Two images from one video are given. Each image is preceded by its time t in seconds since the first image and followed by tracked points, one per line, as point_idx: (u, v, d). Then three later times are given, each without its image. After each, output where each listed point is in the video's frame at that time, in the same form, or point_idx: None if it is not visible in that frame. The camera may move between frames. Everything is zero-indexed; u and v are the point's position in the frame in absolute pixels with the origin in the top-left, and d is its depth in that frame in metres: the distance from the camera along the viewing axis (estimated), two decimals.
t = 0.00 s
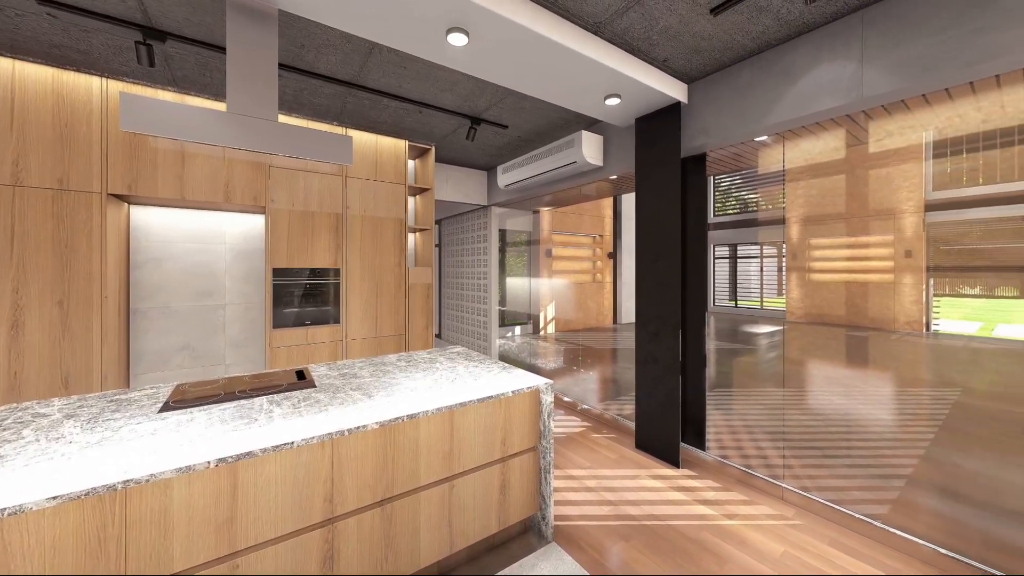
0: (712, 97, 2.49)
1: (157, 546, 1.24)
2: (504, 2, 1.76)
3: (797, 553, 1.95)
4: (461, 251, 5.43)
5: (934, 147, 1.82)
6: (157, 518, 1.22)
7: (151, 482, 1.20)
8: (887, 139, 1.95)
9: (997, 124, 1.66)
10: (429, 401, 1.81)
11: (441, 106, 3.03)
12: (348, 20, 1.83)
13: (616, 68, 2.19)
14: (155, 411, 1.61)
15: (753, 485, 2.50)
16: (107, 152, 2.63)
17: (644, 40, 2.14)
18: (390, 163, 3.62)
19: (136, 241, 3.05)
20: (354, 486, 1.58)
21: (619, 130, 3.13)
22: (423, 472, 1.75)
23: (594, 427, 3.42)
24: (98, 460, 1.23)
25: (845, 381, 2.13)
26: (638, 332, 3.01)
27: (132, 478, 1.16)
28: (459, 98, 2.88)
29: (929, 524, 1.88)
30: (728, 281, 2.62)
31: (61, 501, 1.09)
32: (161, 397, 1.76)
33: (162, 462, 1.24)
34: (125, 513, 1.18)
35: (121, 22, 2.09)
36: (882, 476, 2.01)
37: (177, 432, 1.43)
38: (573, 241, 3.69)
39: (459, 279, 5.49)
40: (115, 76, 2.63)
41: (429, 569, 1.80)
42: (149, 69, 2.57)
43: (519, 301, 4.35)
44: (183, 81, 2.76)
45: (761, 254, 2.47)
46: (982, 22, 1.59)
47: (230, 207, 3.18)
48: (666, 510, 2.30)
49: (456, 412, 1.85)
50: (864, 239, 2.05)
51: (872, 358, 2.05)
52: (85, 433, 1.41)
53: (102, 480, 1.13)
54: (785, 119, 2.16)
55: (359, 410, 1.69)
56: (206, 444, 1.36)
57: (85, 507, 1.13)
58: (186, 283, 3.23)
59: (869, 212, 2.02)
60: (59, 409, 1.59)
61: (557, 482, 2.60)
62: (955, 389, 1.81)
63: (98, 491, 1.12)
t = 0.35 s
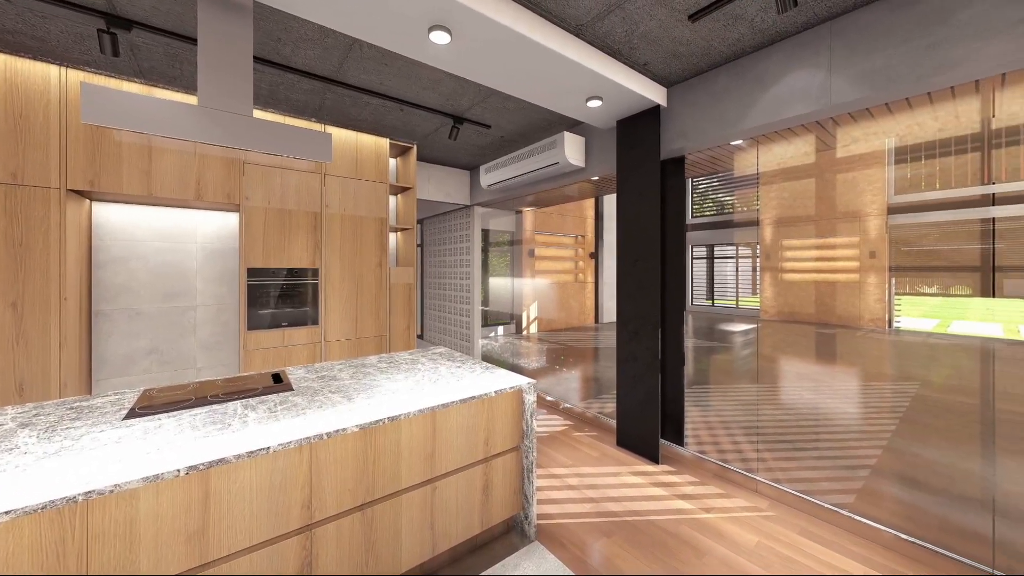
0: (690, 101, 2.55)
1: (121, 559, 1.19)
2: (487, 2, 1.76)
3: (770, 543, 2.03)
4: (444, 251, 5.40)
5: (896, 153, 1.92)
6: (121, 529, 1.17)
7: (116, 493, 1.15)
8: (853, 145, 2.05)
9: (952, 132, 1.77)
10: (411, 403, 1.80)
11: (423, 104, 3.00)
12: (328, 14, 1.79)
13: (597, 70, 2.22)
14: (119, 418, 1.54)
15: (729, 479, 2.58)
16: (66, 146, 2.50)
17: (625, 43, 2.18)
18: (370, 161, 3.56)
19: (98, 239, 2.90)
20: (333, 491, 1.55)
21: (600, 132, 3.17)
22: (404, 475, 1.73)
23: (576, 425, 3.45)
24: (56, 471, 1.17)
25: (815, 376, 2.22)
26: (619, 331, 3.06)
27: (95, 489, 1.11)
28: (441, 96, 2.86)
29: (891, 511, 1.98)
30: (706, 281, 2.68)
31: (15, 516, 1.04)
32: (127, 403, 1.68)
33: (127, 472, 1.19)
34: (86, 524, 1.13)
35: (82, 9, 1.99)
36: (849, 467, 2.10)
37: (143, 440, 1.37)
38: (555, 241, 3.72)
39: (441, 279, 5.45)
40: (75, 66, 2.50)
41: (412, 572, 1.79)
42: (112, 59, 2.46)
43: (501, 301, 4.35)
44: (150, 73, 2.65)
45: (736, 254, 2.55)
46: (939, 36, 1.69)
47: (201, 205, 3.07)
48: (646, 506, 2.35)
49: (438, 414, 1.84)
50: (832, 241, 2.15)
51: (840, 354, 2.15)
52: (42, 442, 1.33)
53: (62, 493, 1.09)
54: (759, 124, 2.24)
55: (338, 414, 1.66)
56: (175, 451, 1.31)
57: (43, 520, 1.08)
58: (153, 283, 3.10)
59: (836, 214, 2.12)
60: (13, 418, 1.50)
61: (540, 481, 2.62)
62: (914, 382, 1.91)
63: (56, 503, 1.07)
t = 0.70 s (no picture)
0: (669, 105, 2.62)
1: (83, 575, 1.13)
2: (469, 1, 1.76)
3: (745, 535, 2.09)
4: (425, 250, 5.35)
5: (862, 159, 2.02)
6: (82, 543, 1.12)
7: (76, 505, 1.10)
8: (822, 150, 2.14)
9: (912, 139, 1.87)
10: (392, 405, 1.77)
11: (404, 102, 2.97)
12: (307, 9, 1.75)
13: (579, 72, 2.25)
14: (79, 426, 1.46)
15: (707, 473, 2.65)
16: (21, 138, 2.35)
17: (606, 46, 2.22)
18: (349, 159, 3.50)
19: (56, 237, 2.74)
20: (312, 496, 1.52)
21: (582, 133, 3.21)
22: (386, 478, 1.71)
23: (559, 424, 3.48)
24: (9, 485, 1.11)
25: (787, 372, 2.31)
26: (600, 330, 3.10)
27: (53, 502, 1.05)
28: (423, 95, 2.84)
29: (857, 500, 2.07)
30: (684, 281, 2.75)
31: None
32: (89, 410, 1.59)
33: (89, 483, 1.13)
34: (43, 540, 1.06)
35: None
36: (819, 459, 2.19)
37: (106, 450, 1.30)
38: (537, 241, 3.74)
39: (422, 279, 5.40)
40: (30, 54, 2.36)
41: None
42: (73, 47, 2.33)
43: (484, 301, 4.35)
44: (114, 63, 2.52)
45: (713, 254, 2.63)
46: (901, 48, 1.78)
47: (169, 202, 2.94)
48: (627, 502, 2.39)
49: (420, 415, 1.82)
50: (802, 242, 2.24)
51: (810, 351, 2.24)
52: None
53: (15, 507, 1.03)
54: (735, 128, 2.31)
55: (316, 417, 1.62)
56: (142, 460, 1.26)
57: None
58: (117, 284, 2.95)
59: (807, 217, 2.21)
60: None
61: (524, 481, 2.63)
62: (878, 376, 2.01)
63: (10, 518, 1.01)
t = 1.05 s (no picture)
0: (649, 108, 2.67)
1: None
2: None
3: (722, 527, 2.15)
4: (407, 250, 5.29)
5: (830, 163, 2.11)
6: (38, 560, 1.05)
7: (33, 519, 1.03)
8: (794, 155, 2.24)
9: (876, 146, 1.97)
10: (373, 407, 1.75)
11: (385, 100, 2.93)
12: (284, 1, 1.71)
13: (561, 74, 2.27)
14: (35, 436, 1.38)
15: (685, 469, 2.71)
16: None
17: (588, 49, 2.25)
18: (328, 156, 3.43)
19: (9, 235, 2.57)
20: (288, 502, 1.48)
21: (564, 135, 3.25)
22: (366, 482, 1.68)
23: (541, 423, 3.50)
24: None
25: (760, 368, 2.40)
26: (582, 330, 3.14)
27: (6, 517, 0.99)
28: (405, 92, 2.81)
29: (826, 490, 2.17)
30: (663, 281, 2.82)
31: None
32: (46, 419, 1.50)
33: (47, 495, 1.07)
34: None
35: None
36: (791, 451, 2.27)
37: (66, 460, 1.23)
38: (520, 241, 3.75)
39: (404, 279, 5.34)
40: None
41: None
42: (28, 33, 2.20)
43: (467, 301, 4.34)
44: (74, 51, 2.39)
45: (691, 255, 2.70)
46: (866, 58, 1.87)
47: (136, 199, 2.81)
48: (608, 499, 2.42)
49: (401, 417, 1.80)
50: (775, 243, 2.32)
51: (782, 348, 2.33)
52: None
53: None
54: (712, 132, 2.38)
55: (293, 421, 1.58)
56: (105, 470, 1.19)
57: None
58: (78, 285, 2.79)
59: (779, 219, 2.30)
60: None
61: (507, 481, 2.63)
62: (845, 372, 2.11)
63: None
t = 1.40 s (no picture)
0: (629, 111, 2.72)
1: None
2: None
3: (700, 520, 2.21)
4: (387, 250, 5.21)
5: (801, 167, 2.20)
6: None
7: None
8: (767, 158, 2.32)
9: (843, 151, 2.07)
10: (353, 410, 1.71)
11: (365, 97, 2.88)
12: None
13: (543, 75, 2.28)
14: None
15: (664, 464, 2.77)
16: None
17: (570, 51, 2.27)
18: (306, 154, 3.35)
19: None
20: (264, 509, 1.44)
21: (546, 135, 3.27)
22: (346, 486, 1.65)
23: (523, 423, 3.51)
24: None
25: (736, 365, 2.47)
26: (565, 329, 3.16)
27: None
28: (386, 90, 2.77)
29: (797, 482, 2.25)
30: (643, 281, 2.87)
31: None
32: None
33: None
34: None
35: None
36: (766, 445, 2.35)
37: (21, 472, 1.16)
38: (502, 241, 3.76)
39: (384, 279, 5.25)
40: None
41: None
42: None
43: (449, 302, 4.31)
44: (30, 38, 2.26)
45: (670, 255, 2.76)
46: (834, 67, 1.96)
47: (98, 195, 2.67)
48: (590, 497, 2.45)
49: (382, 419, 1.77)
50: (750, 244, 2.40)
51: (756, 345, 2.41)
52: None
53: None
54: (690, 135, 2.44)
55: (270, 426, 1.53)
56: (65, 482, 1.13)
57: None
58: (35, 286, 2.64)
59: (754, 220, 2.38)
60: None
61: (490, 481, 2.62)
62: (815, 367, 2.20)
63: None
